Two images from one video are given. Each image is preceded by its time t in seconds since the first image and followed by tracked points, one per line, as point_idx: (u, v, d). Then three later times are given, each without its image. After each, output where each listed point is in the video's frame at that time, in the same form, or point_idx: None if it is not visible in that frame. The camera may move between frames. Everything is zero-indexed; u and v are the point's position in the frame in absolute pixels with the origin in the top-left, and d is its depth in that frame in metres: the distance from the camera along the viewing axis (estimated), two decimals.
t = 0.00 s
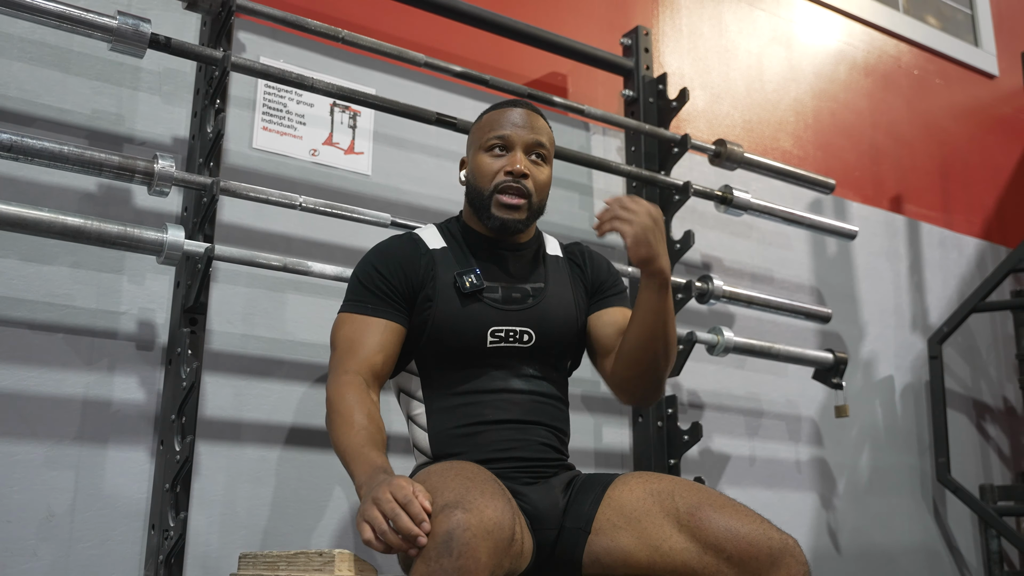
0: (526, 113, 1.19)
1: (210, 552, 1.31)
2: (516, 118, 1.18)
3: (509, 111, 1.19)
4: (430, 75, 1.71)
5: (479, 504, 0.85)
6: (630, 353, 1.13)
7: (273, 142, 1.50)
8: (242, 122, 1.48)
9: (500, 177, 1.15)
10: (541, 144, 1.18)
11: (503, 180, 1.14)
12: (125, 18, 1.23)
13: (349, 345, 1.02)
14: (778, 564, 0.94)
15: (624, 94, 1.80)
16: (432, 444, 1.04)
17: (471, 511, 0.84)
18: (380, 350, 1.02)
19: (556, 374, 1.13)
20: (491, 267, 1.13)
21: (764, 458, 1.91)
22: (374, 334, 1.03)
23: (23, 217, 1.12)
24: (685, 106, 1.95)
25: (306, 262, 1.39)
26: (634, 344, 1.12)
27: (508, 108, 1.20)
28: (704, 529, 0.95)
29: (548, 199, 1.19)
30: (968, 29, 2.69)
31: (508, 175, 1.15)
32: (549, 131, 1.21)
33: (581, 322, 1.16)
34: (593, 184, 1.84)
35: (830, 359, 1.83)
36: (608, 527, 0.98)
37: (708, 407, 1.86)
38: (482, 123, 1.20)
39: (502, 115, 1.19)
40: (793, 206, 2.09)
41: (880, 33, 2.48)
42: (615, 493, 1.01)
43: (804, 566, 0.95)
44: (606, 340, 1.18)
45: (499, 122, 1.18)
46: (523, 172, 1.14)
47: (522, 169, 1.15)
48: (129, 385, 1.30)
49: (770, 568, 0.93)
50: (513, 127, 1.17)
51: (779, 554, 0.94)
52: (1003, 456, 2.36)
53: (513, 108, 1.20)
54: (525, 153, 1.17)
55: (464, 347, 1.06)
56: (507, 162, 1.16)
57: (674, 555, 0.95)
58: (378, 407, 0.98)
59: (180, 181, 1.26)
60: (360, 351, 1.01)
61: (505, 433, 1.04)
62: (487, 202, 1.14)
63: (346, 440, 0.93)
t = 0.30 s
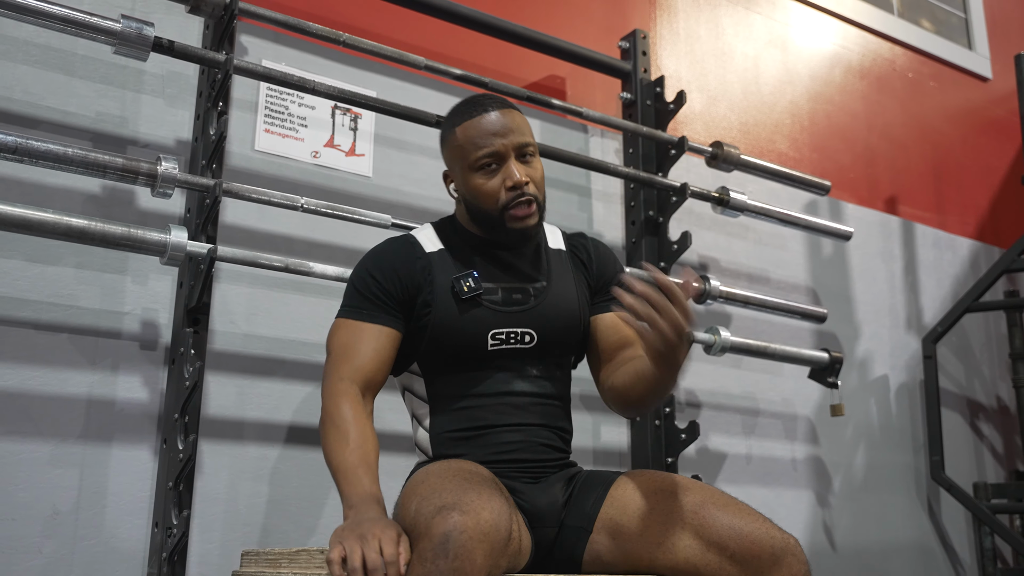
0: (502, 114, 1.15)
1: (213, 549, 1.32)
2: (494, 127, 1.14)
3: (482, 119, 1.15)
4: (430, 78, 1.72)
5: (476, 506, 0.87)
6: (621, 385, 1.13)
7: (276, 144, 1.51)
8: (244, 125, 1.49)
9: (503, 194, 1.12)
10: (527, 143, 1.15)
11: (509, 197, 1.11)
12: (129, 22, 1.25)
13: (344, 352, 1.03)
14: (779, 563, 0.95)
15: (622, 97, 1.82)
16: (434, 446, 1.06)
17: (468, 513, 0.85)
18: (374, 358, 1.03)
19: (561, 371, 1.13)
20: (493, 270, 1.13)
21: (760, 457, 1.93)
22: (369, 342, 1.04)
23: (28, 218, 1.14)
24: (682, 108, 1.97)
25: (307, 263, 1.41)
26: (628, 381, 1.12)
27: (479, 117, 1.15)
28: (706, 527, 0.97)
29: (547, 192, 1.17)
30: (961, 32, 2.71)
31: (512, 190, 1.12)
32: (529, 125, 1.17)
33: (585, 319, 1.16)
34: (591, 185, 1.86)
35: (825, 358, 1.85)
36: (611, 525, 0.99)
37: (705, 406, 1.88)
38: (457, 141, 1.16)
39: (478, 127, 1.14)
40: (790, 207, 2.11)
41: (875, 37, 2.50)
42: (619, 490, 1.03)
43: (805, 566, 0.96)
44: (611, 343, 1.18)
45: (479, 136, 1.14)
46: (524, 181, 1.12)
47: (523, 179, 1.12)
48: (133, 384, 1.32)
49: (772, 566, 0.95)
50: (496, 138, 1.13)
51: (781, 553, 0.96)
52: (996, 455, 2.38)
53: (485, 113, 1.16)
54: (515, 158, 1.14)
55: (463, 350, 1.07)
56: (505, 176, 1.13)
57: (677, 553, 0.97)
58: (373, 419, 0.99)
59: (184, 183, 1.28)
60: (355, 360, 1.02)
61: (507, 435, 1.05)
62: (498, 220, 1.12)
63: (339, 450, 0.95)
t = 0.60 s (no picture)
0: (471, 112, 1.08)
1: (216, 547, 1.34)
2: (459, 127, 1.07)
3: (447, 117, 1.08)
4: (430, 80, 1.74)
5: (472, 508, 0.87)
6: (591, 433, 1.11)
7: (278, 146, 1.53)
8: (246, 126, 1.51)
9: (467, 201, 1.06)
10: (497, 144, 1.08)
11: (472, 204, 1.06)
12: (132, 25, 1.26)
13: (337, 350, 1.02)
14: (772, 570, 0.97)
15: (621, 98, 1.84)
16: (426, 447, 1.07)
17: (465, 515, 0.86)
18: (367, 356, 1.03)
19: (550, 373, 1.11)
20: (475, 275, 1.10)
21: (758, 455, 1.95)
22: (361, 341, 1.03)
23: (33, 219, 1.15)
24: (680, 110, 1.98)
25: (309, 264, 1.42)
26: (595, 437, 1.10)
27: (444, 114, 1.08)
28: (700, 535, 0.98)
29: (521, 192, 1.11)
30: (957, 34, 2.73)
31: (475, 197, 1.06)
32: (499, 122, 1.09)
33: (572, 320, 1.13)
34: (590, 186, 1.87)
35: (822, 358, 1.86)
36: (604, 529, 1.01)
37: (703, 405, 1.89)
38: (423, 139, 1.09)
39: (443, 126, 1.08)
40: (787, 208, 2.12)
41: (872, 39, 2.52)
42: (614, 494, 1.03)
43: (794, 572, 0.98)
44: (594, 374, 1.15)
45: (442, 136, 1.07)
46: (489, 187, 1.06)
47: (487, 185, 1.06)
48: (136, 384, 1.33)
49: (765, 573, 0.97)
50: (459, 139, 1.06)
51: (774, 561, 0.97)
52: (992, 454, 2.39)
53: (452, 109, 1.09)
54: (483, 160, 1.07)
55: (445, 357, 1.06)
56: (468, 181, 1.06)
57: (670, 560, 0.98)
58: (371, 422, 1.00)
59: (187, 184, 1.29)
60: (349, 359, 1.02)
61: (493, 440, 1.05)
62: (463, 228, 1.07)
63: (341, 454, 0.96)
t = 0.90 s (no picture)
0: (481, 114, 1.02)
1: (215, 547, 1.33)
2: (462, 129, 1.01)
3: (454, 116, 1.03)
4: (430, 80, 1.74)
5: (475, 511, 0.87)
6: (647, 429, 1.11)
7: (278, 146, 1.53)
8: (246, 126, 1.50)
9: (461, 207, 1.02)
10: (502, 151, 1.02)
11: (465, 210, 1.02)
12: (132, 24, 1.26)
13: (344, 337, 1.03)
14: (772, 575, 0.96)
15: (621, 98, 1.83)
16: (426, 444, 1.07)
17: (468, 519, 0.85)
18: (373, 345, 1.03)
19: (553, 376, 1.09)
20: (478, 273, 1.08)
21: (758, 455, 1.94)
22: (368, 332, 1.04)
23: (32, 219, 1.15)
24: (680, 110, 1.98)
25: (308, 264, 1.42)
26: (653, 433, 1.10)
27: (452, 112, 1.03)
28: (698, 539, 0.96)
29: (522, 201, 1.06)
30: (958, 35, 2.72)
31: (469, 204, 1.02)
32: (509, 126, 1.03)
33: (577, 324, 1.10)
34: (590, 187, 1.87)
35: (822, 357, 1.86)
36: (601, 535, 0.99)
37: (703, 405, 1.89)
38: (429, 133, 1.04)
39: (447, 125, 1.02)
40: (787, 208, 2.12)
41: (872, 39, 2.52)
42: (610, 498, 1.02)
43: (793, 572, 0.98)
44: (634, 369, 1.14)
45: (444, 136, 1.02)
46: (484, 198, 1.01)
47: (483, 195, 1.01)
48: (136, 384, 1.33)
49: None
50: (461, 142, 1.01)
51: (775, 566, 0.96)
52: (992, 453, 2.39)
53: (462, 108, 1.03)
54: (483, 166, 1.02)
55: (444, 354, 1.05)
56: (465, 186, 1.02)
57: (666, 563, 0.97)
58: (374, 415, 1.00)
59: (186, 184, 1.29)
60: (355, 346, 1.02)
61: (492, 442, 1.05)
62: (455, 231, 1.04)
63: (343, 440, 0.96)
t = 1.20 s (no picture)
0: (550, 122, 1.05)
1: (217, 546, 1.34)
2: (534, 135, 1.04)
3: (525, 123, 1.05)
4: (430, 81, 1.74)
5: (488, 512, 0.88)
6: (682, 441, 1.21)
7: (278, 147, 1.53)
8: (247, 127, 1.51)
9: (528, 213, 1.04)
10: (570, 161, 1.05)
11: (532, 217, 1.04)
12: (133, 26, 1.27)
13: (370, 328, 1.03)
14: (772, 569, 0.97)
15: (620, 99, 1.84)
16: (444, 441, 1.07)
17: (480, 520, 0.86)
18: (399, 339, 1.03)
19: (579, 383, 1.11)
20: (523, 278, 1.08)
21: (757, 454, 1.95)
22: (393, 324, 1.03)
23: (34, 220, 1.16)
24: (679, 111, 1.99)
25: (309, 264, 1.42)
26: (689, 445, 1.20)
27: (523, 119, 1.06)
28: (698, 533, 0.98)
29: (585, 211, 1.09)
30: (955, 35, 2.73)
31: (536, 211, 1.04)
32: (577, 136, 1.06)
33: (612, 336, 1.12)
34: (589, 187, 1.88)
35: (821, 356, 1.87)
36: (603, 530, 1.02)
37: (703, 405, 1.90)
38: (498, 138, 1.07)
39: (519, 130, 1.05)
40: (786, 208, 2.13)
41: (870, 40, 2.52)
42: (614, 495, 1.05)
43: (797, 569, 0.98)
44: (672, 384, 1.22)
45: (516, 141, 1.04)
46: (552, 205, 1.03)
47: (552, 202, 1.03)
48: (137, 384, 1.34)
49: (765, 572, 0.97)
50: (532, 149, 1.04)
51: (774, 559, 0.97)
52: (990, 453, 2.40)
53: (532, 116, 1.06)
54: (552, 174, 1.05)
55: (481, 355, 1.05)
56: (534, 193, 1.04)
57: (668, 559, 0.99)
58: (389, 408, 0.99)
59: (187, 185, 1.30)
60: (379, 338, 1.02)
61: (513, 443, 1.05)
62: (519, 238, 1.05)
63: (354, 431, 0.96)
